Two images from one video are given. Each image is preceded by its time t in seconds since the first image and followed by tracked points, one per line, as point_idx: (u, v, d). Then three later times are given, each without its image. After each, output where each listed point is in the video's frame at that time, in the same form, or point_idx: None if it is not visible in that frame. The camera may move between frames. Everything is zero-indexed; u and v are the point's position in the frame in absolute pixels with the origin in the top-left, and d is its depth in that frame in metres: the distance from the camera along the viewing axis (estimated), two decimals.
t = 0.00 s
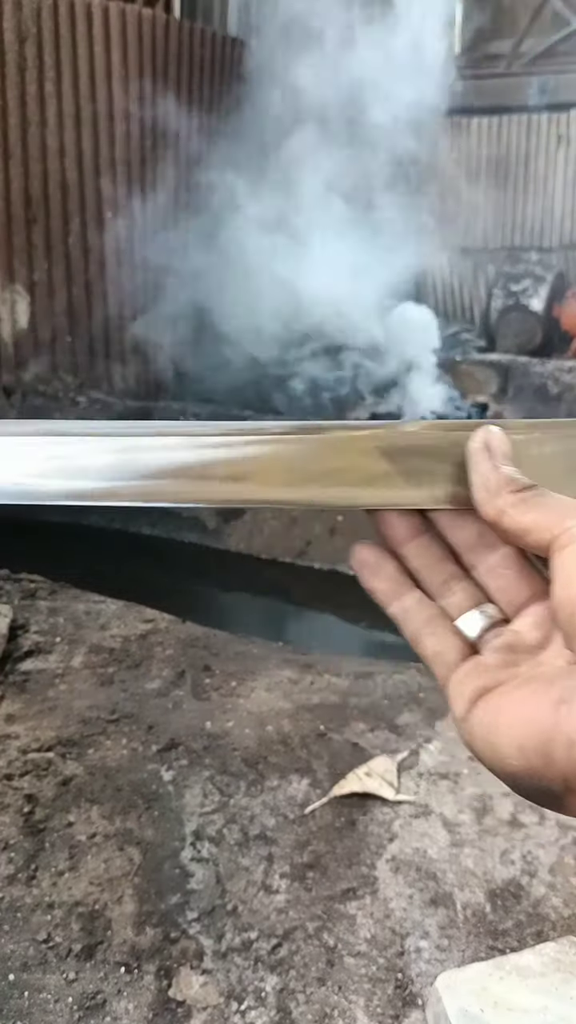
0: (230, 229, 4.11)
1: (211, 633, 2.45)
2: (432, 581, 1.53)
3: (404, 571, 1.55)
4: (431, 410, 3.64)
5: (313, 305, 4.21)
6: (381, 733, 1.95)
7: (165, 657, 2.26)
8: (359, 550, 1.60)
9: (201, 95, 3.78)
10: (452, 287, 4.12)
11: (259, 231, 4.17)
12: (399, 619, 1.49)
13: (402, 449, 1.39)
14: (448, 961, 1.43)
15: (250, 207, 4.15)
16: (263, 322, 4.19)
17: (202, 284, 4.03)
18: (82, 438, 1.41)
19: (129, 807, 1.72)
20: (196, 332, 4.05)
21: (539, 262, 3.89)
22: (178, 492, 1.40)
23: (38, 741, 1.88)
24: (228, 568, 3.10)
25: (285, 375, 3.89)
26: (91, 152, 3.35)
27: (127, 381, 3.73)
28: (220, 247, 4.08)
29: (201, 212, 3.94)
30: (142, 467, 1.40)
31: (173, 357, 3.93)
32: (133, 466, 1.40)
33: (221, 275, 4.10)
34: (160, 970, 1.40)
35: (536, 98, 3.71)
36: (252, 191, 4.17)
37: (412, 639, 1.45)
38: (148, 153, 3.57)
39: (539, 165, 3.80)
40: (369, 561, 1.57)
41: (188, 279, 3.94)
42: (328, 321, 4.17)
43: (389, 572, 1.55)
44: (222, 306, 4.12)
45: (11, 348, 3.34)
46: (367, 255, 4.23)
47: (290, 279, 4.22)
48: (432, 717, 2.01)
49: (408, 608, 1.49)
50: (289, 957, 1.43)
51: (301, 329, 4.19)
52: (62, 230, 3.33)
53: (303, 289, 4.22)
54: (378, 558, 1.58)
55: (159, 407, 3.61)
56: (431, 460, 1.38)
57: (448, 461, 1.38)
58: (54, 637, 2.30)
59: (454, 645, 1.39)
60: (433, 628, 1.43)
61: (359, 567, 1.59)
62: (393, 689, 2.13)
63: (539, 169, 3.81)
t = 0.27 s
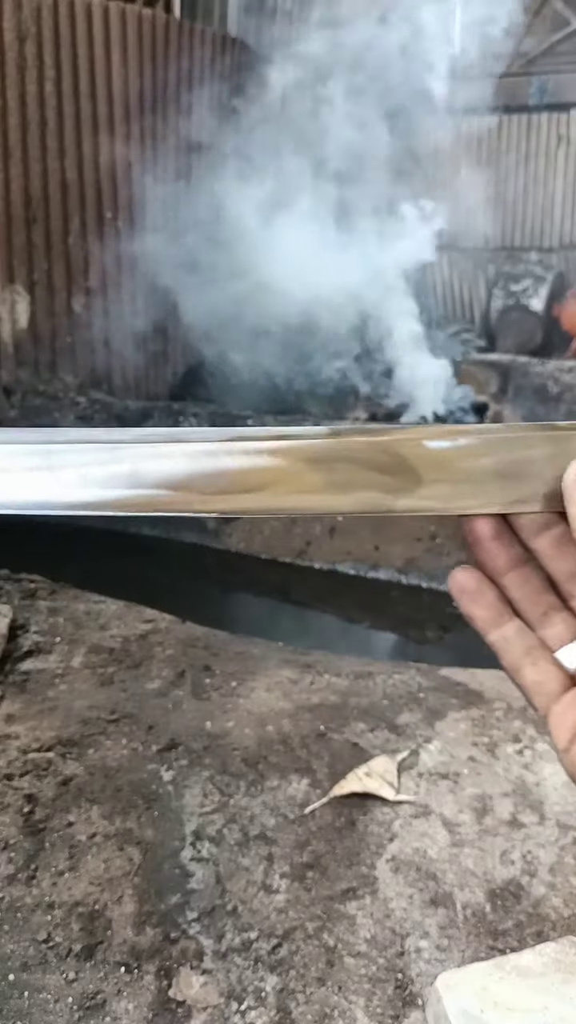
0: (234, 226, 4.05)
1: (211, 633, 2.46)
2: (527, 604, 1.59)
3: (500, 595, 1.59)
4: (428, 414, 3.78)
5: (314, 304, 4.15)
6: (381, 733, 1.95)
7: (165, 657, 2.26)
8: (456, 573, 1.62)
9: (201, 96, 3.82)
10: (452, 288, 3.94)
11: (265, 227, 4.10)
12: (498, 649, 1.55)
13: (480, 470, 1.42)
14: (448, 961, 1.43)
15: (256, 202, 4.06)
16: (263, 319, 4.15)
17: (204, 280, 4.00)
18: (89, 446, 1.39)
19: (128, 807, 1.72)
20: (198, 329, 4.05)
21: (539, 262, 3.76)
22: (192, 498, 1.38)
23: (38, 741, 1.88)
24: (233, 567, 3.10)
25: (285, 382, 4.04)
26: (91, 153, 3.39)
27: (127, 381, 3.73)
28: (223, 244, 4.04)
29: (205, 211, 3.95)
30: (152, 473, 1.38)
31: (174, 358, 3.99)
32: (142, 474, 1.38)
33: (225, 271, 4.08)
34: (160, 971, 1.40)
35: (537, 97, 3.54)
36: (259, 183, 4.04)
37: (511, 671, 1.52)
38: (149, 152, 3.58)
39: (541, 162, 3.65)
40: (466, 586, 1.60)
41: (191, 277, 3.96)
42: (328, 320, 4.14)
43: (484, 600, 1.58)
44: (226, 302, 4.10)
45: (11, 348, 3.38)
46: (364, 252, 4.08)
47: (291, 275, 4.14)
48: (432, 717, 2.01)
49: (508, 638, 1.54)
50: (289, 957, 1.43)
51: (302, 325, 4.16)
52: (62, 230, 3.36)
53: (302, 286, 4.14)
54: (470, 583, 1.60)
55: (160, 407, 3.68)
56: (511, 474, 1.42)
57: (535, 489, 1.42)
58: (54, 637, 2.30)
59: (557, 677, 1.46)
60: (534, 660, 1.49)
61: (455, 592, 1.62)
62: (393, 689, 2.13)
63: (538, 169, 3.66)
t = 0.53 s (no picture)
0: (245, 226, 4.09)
1: (211, 633, 2.46)
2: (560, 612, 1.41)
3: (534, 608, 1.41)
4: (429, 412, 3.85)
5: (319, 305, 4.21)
6: (381, 733, 1.95)
7: (165, 657, 2.26)
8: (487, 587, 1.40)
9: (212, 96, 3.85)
10: (453, 286, 4.21)
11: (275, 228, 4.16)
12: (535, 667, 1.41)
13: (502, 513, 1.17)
14: (449, 961, 1.42)
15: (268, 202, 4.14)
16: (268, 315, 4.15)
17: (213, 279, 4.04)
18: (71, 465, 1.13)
19: (128, 807, 1.72)
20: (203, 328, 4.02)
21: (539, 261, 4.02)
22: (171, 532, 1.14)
23: (38, 741, 1.88)
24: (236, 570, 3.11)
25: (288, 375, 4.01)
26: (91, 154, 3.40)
27: (128, 380, 3.76)
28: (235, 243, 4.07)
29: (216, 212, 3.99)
30: (138, 499, 1.13)
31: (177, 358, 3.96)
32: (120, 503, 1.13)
33: (236, 270, 4.10)
34: (160, 970, 1.40)
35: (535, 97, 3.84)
36: (270, 186, 4.16)
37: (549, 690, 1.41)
38: (151, 152, 3.60)
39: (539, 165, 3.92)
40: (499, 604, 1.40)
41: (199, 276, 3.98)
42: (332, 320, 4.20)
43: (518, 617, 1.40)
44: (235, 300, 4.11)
45: (11, 348, 3.32)
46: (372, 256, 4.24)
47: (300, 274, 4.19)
48: (432, 717, 2.01)
49: (543, 654, 1.40)
50: (289, 957, 1.43)
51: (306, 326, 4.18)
52: (62, 230, 3.35)
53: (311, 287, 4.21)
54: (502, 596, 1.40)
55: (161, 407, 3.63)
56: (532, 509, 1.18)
57: (555, 504, 1.17)
58: (54, 637, 2.30)
59: None
60: None
61: (486, 608, 1.42)
62: (393, 689, 2.13)
63: (539, 170, 3.92)
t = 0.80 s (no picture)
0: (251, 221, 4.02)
1: (211, 633, 2.46)
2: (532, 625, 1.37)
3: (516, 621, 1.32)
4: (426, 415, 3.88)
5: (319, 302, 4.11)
6: (381, 733, 1.95)
7: (165, 657, 2.26)
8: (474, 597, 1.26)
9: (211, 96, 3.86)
10: (453, 286, 4.24)
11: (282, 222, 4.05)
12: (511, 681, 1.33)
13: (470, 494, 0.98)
14: (449, 961, 1.42)
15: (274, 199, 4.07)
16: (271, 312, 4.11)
17: (217, 276, 4.00)
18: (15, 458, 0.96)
19: (128, 807, 1.72)
20: (203, 326, 4.02)
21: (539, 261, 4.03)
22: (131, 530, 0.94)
23: (38, 741, 1.88)
24: (237, 571, 3.11)
25: (287, 377, 3.99)
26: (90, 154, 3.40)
27: (127, 381, 3.79)
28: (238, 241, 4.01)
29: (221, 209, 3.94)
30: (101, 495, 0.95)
31: (173, 358, 3.97)
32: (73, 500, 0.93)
33: (240, 268, 4.05)
34: (160, 970, 1.40)
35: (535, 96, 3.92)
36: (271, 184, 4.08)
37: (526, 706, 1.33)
38: (150, 153, 3.63)
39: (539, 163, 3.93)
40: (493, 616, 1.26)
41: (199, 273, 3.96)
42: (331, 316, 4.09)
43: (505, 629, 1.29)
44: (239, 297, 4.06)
45: (11, 348, 3.30)
46: (373, 255, 4.22)
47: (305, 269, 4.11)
48: (432, 718, 2.01)
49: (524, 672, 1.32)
50: (289, 957, 1.43)
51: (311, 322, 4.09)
52: (62, 230, 3.35)
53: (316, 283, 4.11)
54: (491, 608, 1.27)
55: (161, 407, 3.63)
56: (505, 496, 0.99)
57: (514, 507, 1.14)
58: (54, 637, 2.30)
59: None
60: (554, 693, 1.32)
61: (474, 617, 1.27)
62: (393, 689, 2.13)
63: (539, 170, 3.93)
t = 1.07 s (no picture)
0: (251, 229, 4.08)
1: (212, 633, 2.46)
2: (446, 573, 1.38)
3: (418, 563, 1.38)
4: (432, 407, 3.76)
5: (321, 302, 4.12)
6: (381, 733, 1.95)
7: (165, 657, 2.26)
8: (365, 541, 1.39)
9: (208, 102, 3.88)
10: (453, 287, 4.23)
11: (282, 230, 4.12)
12: (424, 623, 1.36)
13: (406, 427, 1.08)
14: (448, 961, 1.43)
15: (274, 205, 4.12)
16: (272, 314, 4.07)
17: (217, 277, 4.00)
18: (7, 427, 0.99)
19: (128, 807, 1.72)
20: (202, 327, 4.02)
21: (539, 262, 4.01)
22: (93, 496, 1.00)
23: (38, 741, 1.88)
24: (238, 572, 3.11)
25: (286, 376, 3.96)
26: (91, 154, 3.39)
27: (128, 381, 3.78)
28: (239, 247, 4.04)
29: (222, 213, 3.96)
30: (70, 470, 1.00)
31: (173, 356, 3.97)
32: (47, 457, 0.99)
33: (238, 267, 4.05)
34: (160, 970, 1.40)
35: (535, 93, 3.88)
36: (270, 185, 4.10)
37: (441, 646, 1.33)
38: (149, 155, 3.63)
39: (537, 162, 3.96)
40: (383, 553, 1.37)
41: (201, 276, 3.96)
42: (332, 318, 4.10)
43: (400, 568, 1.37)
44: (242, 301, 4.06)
45: (11, 348, 3.36)
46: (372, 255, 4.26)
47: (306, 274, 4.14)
48: (432, 718, 2.01)
49: (430, 609, 1.34)
50: (289, 957, 1.43)
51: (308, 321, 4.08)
52: (62, 230, 3.34)
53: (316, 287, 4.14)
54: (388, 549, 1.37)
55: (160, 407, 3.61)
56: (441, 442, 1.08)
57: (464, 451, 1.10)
58: (53, 637, 2.30)
59: (487, 640, 1.25)
60: (460, 628, 1.29)
61: (371, 569, 1.39)
62: (393, 689, 2.13)
63: (539, 169, 3.97)
